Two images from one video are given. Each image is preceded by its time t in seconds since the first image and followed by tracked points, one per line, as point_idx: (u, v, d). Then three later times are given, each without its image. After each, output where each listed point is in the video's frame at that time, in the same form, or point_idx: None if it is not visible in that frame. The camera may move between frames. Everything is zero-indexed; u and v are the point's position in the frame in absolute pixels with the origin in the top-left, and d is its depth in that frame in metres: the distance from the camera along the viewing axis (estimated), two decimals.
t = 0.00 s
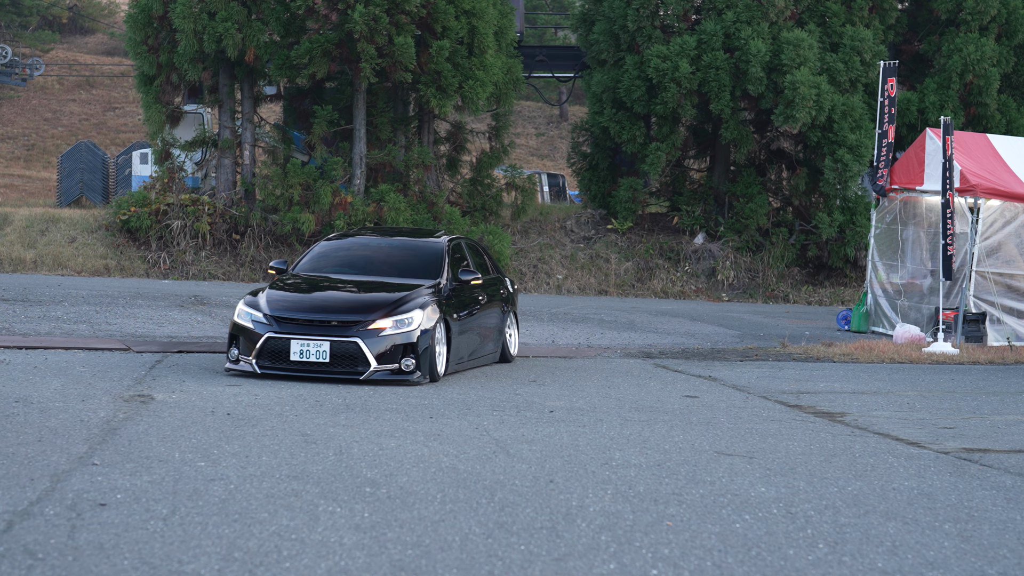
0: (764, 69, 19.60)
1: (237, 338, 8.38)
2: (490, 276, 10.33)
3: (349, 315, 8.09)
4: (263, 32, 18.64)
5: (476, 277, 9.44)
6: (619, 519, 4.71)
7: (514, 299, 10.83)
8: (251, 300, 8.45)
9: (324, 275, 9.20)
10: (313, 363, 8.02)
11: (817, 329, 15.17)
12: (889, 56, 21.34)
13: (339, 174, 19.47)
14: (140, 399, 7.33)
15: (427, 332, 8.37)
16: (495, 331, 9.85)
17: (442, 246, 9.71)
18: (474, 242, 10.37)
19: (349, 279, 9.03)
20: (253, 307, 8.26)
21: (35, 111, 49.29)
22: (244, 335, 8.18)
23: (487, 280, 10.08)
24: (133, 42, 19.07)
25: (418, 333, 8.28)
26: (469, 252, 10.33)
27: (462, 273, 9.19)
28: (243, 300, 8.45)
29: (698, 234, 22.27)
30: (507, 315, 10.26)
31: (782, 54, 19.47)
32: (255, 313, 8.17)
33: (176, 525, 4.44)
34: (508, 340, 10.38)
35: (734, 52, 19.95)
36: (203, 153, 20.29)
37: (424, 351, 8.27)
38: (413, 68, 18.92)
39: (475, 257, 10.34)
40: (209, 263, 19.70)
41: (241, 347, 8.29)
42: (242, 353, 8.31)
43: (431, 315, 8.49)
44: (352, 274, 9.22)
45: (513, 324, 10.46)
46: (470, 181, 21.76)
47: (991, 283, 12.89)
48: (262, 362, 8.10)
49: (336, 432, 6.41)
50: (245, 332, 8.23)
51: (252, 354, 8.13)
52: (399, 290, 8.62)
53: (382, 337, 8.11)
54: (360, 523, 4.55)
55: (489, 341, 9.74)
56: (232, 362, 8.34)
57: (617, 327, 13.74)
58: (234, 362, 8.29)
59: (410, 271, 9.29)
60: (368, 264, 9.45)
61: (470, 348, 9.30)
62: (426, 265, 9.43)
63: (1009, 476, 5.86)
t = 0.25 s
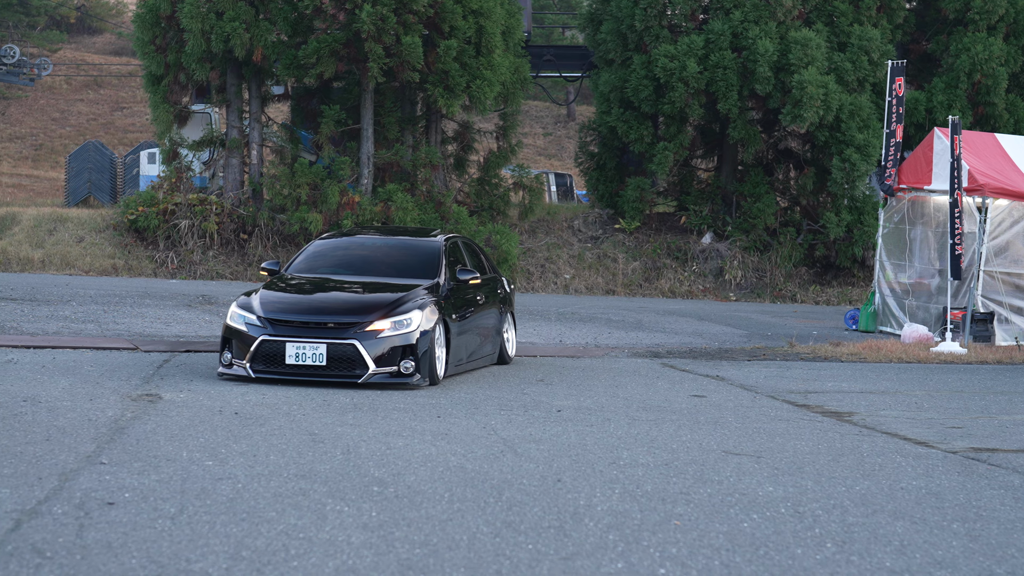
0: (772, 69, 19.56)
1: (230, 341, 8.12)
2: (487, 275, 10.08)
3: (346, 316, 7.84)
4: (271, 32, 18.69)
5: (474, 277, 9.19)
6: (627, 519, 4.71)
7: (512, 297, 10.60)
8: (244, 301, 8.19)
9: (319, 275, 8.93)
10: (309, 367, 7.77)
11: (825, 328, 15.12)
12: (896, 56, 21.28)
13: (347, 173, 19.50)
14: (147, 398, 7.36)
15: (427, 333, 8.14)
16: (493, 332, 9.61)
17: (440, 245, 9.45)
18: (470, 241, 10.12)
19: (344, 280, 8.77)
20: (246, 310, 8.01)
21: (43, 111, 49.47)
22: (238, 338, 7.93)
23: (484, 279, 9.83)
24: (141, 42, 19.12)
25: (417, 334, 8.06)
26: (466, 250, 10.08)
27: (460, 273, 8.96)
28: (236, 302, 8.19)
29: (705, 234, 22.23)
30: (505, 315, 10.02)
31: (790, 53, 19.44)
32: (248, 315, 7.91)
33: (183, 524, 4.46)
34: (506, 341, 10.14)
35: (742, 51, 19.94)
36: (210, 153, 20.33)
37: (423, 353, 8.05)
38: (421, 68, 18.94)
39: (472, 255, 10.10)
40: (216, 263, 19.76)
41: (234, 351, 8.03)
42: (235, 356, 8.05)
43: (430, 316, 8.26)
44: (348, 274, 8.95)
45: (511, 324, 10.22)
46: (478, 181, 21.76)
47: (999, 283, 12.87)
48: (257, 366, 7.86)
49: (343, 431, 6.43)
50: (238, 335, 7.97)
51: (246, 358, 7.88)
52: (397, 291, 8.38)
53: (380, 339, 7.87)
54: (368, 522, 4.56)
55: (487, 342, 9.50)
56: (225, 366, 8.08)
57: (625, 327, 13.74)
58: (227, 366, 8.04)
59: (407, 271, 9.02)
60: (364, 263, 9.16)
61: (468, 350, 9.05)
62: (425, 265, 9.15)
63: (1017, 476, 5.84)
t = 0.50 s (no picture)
0: (780, 68, 19.53)
1: (224, 345, 7.90)
2: (485, 276, 9.90)
3: (344, 319, 7.63)
4: (279, 32, 18.73)
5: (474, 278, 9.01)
6: (635, 518, 4.72)
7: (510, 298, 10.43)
8: (239, 303, 7.97)
9: (315, 275, 8.75)
10: (307, 371, 7.56)
11: (833, 329, 15.07)
12: (905, 55, 21.22)
13: (354, 173, 19.54)
14: (155, 398, 7.38)
15: (428, 335, 7.93)
16: (492, 334, 9.43)
17: (439, 245, 9.30)
18: (468, 241, 9.95)
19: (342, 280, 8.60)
20: (241, 312, 7.79)
21: (51, 111, 49.65)
22: (232, 342, 7.70)
23: (483, 279, 9.66)
24: (149, 42, 19.17)
25: (418, 337, 7.85)
26: (464, 250, 9.89)
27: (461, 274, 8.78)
28: (230, 304, 7.96)
29: (713, 234, 22.21)
30: (503, 317, 9.84)
31: (797, 53, 19.41)
32: (244, 318, 7.69)
33: (192, 523, 4.48)
34: (504, 343, 9.96)
35: (750, 51, 19.90)
36: (218, 152, 20.38)
37: (424, 356, 7.84)
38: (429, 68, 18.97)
39: (470, 256, 9.92)
40: (224, 262, 19.80)
41: (229, 355, 7.81)
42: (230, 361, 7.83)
43: (431, 318, 8.06)
44: (345, 274, 8.78)
45: (509, 326, 10.04)
46: (485, 181, 21.77)
47: (1008, 283, 12.85)
48: (253, 370, 7.64)
49: (351, 431, 6.44)
50: (233, 339, 7.74)
51: (241, 361, 7.66)
52: (396, 293, 8.17)
53: (379, 342, 7.65)
54: (376, 521, 4.57)
55: (486, 345, 9.33)
56: (219, 370, 7.86)
57: (632, 327, 13.73)
58: (221, 370, 7.82)
59: (406, 271, 8.86)
60: (362, 263, 9.00)
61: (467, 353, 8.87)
62: (424, 266, 8.99)
63: None
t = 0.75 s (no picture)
0: (788, 68, 19.50)
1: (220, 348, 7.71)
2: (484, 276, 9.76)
3: (343, 321, 7.45)
4: (287, 32, 18.79)
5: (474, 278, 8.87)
6: (643, 518, 4.72)
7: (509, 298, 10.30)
8: (235, 306, 7.79)
9: (312, 275, 8.62)
10: (305, 375, 7.38)
11: (841, 329, 15.02)
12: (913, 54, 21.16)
13: (362, 173, 19.58)
14: (163, 397, 7.41)
15: (428, 338, 7.74)
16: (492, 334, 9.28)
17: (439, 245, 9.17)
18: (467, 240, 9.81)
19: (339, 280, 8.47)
20: (237, 315, 7.61)
21: (60, 111, 49.84)
22: (228, 346, 7.52)
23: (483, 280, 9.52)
24: (157, 42, 19.24)
25: (418, 340, 7.65)
26: (463, 250, 9.75)
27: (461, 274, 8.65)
28: (226, 307, 7.78)
29: (721, 233, 22.18)
30: (503, 317, 9.71)
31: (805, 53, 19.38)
32: (240, 321, 7.52)
33: (200, 522, 4.50)
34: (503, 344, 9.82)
35: (758, 51, 19.86)
36: (226, 152, 20.47)
37: (425, 360, 7.64)
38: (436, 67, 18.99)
39: (469, 256, 9.78)
40: (232, 262, 19.85)
41: (224, 358, 7.62)
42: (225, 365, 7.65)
43: (432, 320, 7.89)
44: (343, 275, 8.66)
45: (508, 326, 9.92)
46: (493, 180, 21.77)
47: (1016, 283, 12.83)
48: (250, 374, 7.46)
49: (359, 430, 6.45)
50: (228, 342, 7.56)
51: (238, 365, 7.48)
52: (396, 295, 7.99)
53: (379, 345, 7.47)
54: (384, 521, 4.58)
55: (486, 346, 9.19)
56: (214, 374, 7.67)
57: (639, 326, 13.73)
58: (217, 374, 7.63)
59: (405, 271, 8.74)
60: (360, 262, 8.87)
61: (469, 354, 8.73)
62: (423, 265, 8.86)
63: None
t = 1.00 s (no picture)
0: (794, 67, 19.48)
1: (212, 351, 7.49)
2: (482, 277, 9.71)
3: (340, 324, 7.24)
4: (293, 32, 18.83)
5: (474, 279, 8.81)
6: (649, 517, 4.72)
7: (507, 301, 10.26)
8: (228, 308, 7.57)
9: (307, 275, 8.57)
10: (301, 380, 7.17)
11: (847, 328, 14.99)
12: (919, 53, 21.10)
13: (368, 172, 19.61)
14: (169, 396, 7.43)
15: (428, 341, 7.57)
16: (491, 336, 9.23)
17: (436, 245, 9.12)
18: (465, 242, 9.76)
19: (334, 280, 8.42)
20: (230, 317, 7.39)
21: (66, 111, 49.98)
22: (221, 349, 7.30)
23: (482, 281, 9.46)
24: (164, 42, 19.28)
25: (418, 344, 7.47)
26: (461, 251, 9.70)
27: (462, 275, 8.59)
28: (218, 309, 7.55)
29: (727, 233, 22.14)
30: (501, 320, 9.67)
31: (812, 52, 19.35)
32: (234, 323, 7.30)
33: (206, 522, 4.51)
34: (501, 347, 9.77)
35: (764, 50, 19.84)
36: (233, 152, 20.54)
37: (425, 364, 7.47)
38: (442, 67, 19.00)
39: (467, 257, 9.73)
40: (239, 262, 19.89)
41: (217, 362, 7.40)
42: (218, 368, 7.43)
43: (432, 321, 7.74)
44: (338, 275, 8.61)
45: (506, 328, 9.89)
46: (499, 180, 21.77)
47: None
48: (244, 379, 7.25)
49: (365, 430, 6.46)
50: (221, 346, 7.34)
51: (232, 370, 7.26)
52: (394, 297, 7.81)
53: (378, 349, 7.28)
54: (390, 520, 4.59)
55: (486, 348, 9.14)
56: (206, 378, 7.45)
57: (645, 326, 13.73)
58: (210, 378, 7.41)
59: (401, 272, 8.68)
60: (356, 262, 8.82)
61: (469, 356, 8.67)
62: (421, 266, 8.81)
63: None
